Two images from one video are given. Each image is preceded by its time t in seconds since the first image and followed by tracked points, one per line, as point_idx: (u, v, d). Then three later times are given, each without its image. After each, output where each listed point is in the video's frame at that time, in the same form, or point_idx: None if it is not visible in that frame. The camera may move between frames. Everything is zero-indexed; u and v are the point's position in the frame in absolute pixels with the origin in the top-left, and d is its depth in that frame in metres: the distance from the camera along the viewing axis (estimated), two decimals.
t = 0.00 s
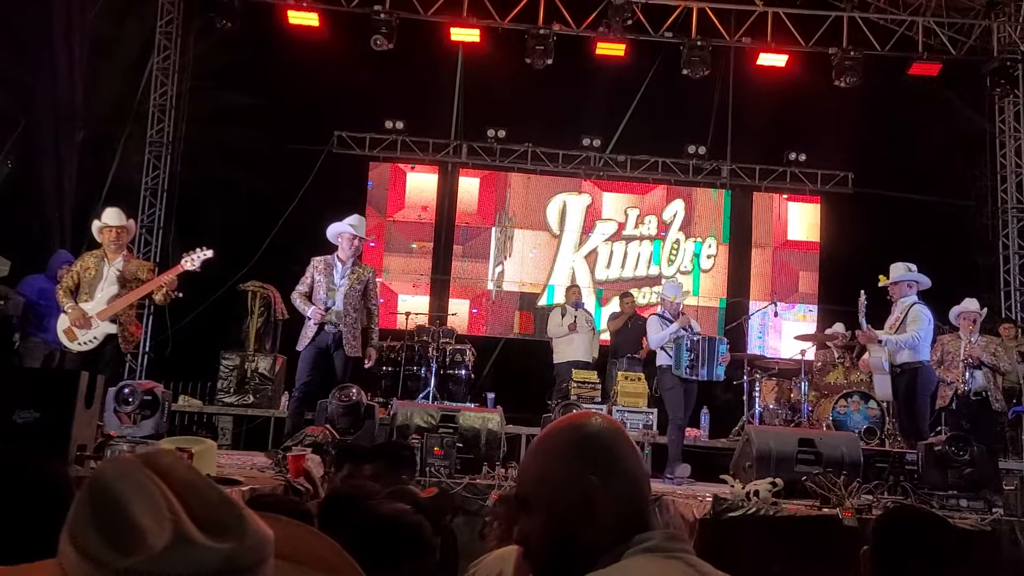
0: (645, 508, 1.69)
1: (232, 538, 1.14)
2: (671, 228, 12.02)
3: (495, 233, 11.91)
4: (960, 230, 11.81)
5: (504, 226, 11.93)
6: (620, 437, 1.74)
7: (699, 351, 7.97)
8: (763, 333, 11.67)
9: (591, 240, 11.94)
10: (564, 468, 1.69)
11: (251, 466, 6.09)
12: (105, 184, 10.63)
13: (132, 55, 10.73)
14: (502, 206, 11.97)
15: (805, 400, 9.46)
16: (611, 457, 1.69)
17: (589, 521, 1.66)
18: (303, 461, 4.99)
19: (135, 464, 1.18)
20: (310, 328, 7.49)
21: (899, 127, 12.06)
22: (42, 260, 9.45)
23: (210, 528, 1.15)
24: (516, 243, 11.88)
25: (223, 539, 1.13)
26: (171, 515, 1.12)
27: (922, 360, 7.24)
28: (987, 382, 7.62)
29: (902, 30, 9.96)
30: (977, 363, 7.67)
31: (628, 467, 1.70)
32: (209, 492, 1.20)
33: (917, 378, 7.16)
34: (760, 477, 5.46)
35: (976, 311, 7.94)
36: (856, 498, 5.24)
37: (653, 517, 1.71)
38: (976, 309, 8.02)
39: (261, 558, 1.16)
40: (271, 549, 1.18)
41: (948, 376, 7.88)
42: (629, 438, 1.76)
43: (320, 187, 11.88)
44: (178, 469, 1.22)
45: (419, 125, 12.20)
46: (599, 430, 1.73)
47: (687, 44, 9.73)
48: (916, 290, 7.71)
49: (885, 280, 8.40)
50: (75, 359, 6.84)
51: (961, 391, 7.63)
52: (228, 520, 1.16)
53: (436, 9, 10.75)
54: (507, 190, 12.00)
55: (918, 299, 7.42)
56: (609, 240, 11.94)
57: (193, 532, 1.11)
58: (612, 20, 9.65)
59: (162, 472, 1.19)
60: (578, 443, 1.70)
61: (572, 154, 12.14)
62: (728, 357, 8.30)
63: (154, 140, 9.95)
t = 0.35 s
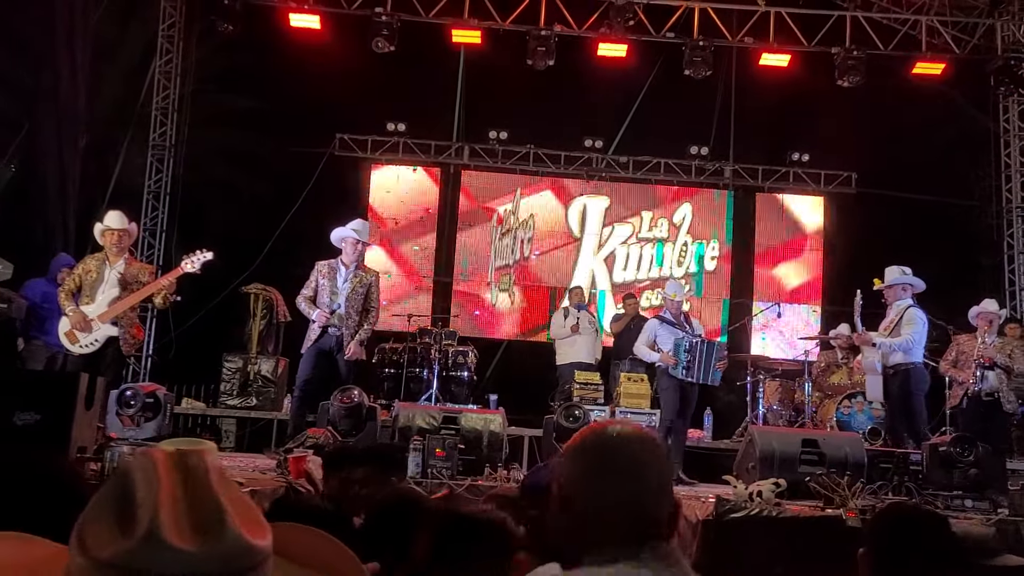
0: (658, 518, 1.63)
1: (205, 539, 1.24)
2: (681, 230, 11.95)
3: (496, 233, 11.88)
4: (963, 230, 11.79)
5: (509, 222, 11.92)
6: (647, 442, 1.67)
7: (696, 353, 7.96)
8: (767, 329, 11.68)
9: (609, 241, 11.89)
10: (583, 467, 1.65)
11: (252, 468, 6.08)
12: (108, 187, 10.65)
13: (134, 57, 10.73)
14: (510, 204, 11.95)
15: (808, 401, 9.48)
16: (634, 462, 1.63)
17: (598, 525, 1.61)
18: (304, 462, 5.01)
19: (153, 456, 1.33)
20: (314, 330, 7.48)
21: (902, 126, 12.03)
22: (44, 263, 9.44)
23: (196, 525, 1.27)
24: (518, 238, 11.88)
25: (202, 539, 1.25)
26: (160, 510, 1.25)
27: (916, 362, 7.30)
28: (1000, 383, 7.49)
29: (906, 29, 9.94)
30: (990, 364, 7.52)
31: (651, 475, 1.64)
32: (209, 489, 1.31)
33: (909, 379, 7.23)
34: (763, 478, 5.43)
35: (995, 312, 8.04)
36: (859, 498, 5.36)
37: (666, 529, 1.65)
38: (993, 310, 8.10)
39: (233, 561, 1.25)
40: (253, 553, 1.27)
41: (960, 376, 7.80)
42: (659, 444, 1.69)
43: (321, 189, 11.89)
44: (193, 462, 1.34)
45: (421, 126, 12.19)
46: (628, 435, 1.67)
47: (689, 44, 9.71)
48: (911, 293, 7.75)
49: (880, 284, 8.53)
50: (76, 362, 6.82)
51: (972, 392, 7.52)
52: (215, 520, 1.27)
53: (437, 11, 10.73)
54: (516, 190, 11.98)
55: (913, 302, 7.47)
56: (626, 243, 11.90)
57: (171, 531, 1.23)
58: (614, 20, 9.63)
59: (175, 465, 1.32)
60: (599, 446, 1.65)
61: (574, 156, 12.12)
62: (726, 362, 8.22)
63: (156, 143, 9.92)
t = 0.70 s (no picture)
0: (691, 534, 1.55)
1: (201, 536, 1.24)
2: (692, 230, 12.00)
3: (497, 233, 11.89)
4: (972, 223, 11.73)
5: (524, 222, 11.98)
6: (694, 455, 1.61)
7: (691, 353, 8.31)
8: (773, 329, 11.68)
9: (632, 242, 11.95)
10: (625, 466, 1.60)
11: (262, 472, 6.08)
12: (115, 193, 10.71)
13: (138, 64, 10.75)
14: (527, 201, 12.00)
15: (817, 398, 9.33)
16: (677, 472, 1.57)
17: (627, 525, 1.55)
18: (313, 465, 5.03)
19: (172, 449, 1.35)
20: (321, 335, 7.46)
21: (910, 120, 11.96)
22: (52, 271, 9.47)
23: (199, 522, 1.26)
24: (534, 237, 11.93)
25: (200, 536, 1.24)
26: (165, 502, 1.26)
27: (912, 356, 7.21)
28: (1018, 376, 7.30)
29: (911, 22, 9.88)
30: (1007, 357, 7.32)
31: (693, 486, 1.57)
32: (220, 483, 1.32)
33: (904, 373, 7.14)
34: (774, 474, 5.40)
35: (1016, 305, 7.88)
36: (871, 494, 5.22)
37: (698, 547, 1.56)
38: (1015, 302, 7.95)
39: (230, 562, 1.24)
40: (252, 555, 1.26)
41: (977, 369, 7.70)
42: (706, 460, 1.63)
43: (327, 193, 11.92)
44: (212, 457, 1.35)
45: (426, 128, 12.19)
46: (675, 446, 1.61)
47: (693, 41, 9.68)
48: (908, 290, 7.67)
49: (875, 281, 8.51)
50: (86, 368, 6.83)
51: (989, 384, 7.43)
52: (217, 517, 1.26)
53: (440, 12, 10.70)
54: (531, 189, 12.01)
55: (909, 298, 7.39)
56: (646, 243, 11.96)
57: (168, 528, 1.23)
58: (617, 18, 9.60)
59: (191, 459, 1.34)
60: (643, 446, 1.60)
61: (579, 155, 12.10)
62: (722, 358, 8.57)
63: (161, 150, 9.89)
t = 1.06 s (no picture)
0: (690, 504, 1.60)
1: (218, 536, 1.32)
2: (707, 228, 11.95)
3: (509, 231, 11.93)
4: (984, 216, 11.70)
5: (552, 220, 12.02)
6: (685, 424, 1.63)
7: (692, 348, 8.14)
8: (786, 325, 11.62)
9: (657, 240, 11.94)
10: (622, 447, 1.63)
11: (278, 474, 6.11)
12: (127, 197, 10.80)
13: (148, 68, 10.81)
14: (550, 198, 12.05)
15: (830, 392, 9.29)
16: (670, 446, 1.60)
17: (627, 504, 1.60)
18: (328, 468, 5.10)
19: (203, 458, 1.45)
20: (334, 338, 7.63)
21: (919, 113, 11.89)
22: (65, 275, 9.54)
23: (219, 525, 1.35)
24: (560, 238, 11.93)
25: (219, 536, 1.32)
26: (189, 504, 1.35)
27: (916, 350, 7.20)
28: None
29: (921, 16, 9.83)
30: None
31: (687, 458, 1.61)
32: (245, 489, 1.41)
33: (909, 367, 7.13)
34: (788, 471, 5.41)
35: None
36: (886, 488, 5.12)
37: (699, 516, 1.61)
38: None
39: (246, 563, 1.31)
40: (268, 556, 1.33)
41: (995, 362, 7.64)
42: (699, 427, 1.66)
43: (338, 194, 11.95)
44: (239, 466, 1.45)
45: (435, 128, 12.20)
46: (666, 417, 1.64)
47: (701, 38, 9.67)
48: (911, 286, 7.70)
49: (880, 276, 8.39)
50: (100, 372, 6.88)
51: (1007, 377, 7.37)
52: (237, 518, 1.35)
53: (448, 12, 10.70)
54: (555, 183, 12.06)
55: (914, 292, 7.40)
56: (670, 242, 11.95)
57: (191, 530, 1.32)
58: (625, 15, 9.60)
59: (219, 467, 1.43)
60: (635, 425, 1.63)
61: (588, 153, 12.10)
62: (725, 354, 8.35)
63: (172, 152, 9.94)
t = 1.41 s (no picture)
0: (698, 510, 1.52)
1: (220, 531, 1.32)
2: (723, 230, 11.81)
3: (523, 232, 11.83)
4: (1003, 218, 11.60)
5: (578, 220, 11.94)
6: (700, 425, 1.53)
7: (702, 349, 7.87)
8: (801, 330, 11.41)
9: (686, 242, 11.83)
10: (627, 444, 1.54)
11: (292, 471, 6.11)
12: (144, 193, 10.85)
13: (166, 65, 10.84)
14: (575, 197, 11.99)
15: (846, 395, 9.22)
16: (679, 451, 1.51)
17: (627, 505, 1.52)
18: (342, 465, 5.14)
19: (221, 464, 1.48)
20: (349, 338, 7.64)
21: (938, 114, 11.79)
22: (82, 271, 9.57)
23: (229, 521, 1.34)
24: (588, 237, 11.85)
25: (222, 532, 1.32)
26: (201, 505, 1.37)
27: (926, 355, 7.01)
28: None
29: (941, 16, 9.74)
30: None
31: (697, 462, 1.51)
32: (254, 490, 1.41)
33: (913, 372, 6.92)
34: (805, 475, 5.36)
35: None
36: (905, 493, 5.07)
37: (704, 523, 1.52)
38: None
39: (253, 558, 1.29)
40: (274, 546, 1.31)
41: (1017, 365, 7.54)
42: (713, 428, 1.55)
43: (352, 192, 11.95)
44: (254, 472, 1.47)
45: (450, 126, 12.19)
46: (677, 415, 1.54)
47: (719, 37, 9.61)
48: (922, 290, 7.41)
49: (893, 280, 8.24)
50: (117, 367, 6.89)
51: None
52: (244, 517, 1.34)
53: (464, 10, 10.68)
54: (580, 181, 11.98)
55: (923, 298, 7.15)
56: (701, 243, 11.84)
57: (200, 527, 1.33)
58: (641, 14, 9.55)
59: (232, 471, 1.46)
60: (643, 424, 1.53)
61: (603, 152, 12.06)
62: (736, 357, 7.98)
63: (189, 149, 9.96)
